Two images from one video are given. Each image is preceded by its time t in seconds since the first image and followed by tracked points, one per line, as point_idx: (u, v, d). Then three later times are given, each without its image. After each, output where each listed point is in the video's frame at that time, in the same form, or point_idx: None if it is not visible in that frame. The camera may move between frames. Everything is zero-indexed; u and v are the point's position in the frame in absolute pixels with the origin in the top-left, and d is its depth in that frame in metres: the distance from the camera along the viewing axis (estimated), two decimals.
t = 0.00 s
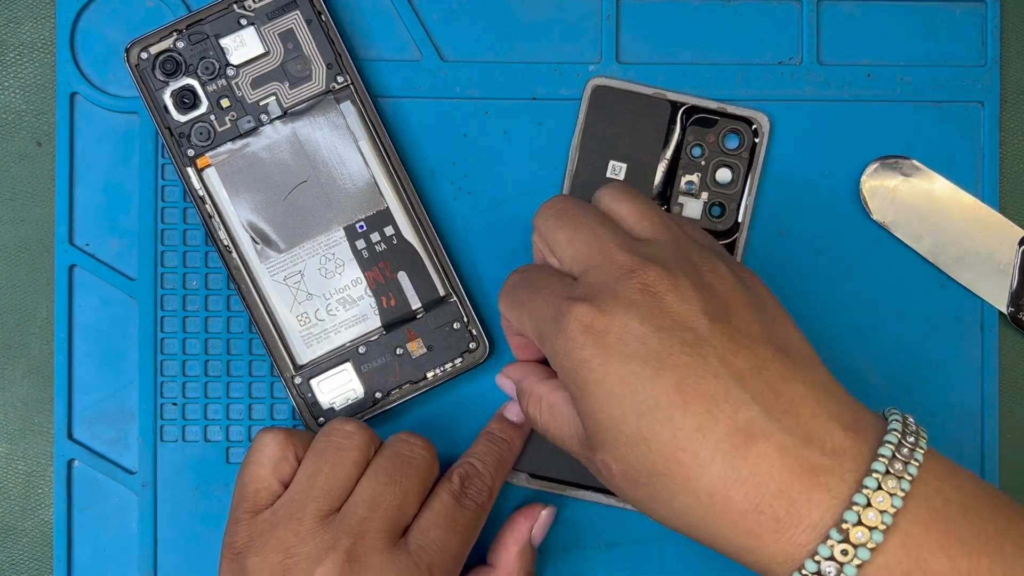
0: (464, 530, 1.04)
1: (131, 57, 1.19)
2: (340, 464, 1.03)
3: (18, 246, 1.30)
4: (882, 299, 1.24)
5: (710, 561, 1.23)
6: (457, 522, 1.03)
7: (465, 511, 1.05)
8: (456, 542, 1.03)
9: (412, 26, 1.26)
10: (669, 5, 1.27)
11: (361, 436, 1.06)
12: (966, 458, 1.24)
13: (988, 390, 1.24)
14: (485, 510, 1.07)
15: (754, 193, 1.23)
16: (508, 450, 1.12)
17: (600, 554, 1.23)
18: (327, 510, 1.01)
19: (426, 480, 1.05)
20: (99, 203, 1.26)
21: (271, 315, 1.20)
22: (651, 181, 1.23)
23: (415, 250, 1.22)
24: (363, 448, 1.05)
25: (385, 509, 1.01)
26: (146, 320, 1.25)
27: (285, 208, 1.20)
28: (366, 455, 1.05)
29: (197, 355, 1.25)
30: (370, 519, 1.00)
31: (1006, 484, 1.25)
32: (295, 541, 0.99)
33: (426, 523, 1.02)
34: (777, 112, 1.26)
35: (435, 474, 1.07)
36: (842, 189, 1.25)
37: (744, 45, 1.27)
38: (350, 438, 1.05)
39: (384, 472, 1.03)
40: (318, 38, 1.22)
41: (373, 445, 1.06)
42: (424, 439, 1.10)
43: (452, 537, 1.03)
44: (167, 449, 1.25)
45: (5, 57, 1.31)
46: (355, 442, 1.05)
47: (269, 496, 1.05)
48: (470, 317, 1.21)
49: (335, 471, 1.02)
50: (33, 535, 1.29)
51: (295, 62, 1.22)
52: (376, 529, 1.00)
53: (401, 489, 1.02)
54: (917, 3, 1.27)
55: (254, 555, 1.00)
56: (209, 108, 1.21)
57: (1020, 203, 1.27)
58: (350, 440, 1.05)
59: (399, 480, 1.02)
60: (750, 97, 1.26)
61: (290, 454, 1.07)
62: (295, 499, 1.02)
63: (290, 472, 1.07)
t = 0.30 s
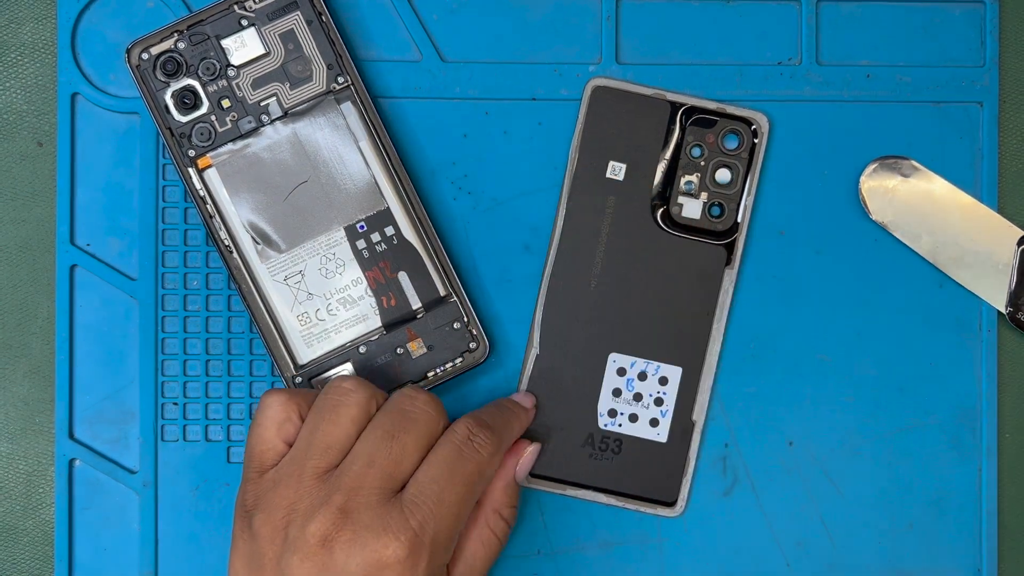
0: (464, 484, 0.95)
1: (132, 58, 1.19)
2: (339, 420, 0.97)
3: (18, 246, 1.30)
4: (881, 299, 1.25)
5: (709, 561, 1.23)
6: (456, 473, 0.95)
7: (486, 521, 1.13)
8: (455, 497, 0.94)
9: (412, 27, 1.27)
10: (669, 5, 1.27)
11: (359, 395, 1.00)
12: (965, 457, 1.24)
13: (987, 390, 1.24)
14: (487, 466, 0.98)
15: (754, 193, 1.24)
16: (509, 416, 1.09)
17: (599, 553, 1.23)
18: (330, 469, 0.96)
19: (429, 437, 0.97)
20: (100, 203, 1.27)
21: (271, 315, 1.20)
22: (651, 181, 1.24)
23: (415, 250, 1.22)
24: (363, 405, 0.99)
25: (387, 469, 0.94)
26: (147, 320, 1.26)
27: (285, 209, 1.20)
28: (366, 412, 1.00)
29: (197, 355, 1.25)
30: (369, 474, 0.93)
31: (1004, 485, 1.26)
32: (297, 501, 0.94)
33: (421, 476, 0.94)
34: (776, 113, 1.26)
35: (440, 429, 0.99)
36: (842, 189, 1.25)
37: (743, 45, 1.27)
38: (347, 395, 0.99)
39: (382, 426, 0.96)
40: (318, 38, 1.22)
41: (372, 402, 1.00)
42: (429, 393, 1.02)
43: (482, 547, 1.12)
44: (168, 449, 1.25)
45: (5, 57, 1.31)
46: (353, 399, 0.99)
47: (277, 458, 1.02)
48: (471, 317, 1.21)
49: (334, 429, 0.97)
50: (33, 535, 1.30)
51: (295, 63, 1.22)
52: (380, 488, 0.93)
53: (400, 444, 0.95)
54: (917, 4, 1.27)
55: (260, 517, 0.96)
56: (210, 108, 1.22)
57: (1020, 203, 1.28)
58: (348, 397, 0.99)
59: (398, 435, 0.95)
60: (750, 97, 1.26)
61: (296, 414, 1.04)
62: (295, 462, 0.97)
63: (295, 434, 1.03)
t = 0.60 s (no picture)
0: (438, 399, 0.96)
1: (132, 58, 1.19)
2: (270, 359, 0.95)
3: (19, 246, 1.31)
4: (881, 300, 1.25)
5: (710, 561, 1.23)
6: (426, 393, 0.95)
7: (468, 502, 1.08)
8: (430, 412, 0.95)
9: (412, 27, 1.27)
10: (669, 5, 1.27)
11: (276, 324, 0.96)
12: (965, 457, 1.24)
13: (987, 390, 1.24)
14: (462, 380, 0.99)
15: (753, 194, 1.24)
16: (489, 338, 1.07)
17: (599, 553, 1.23)
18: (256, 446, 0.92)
19: (367, 344, 0.96)
20: (100, 203, 1.27)
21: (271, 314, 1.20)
22: (651, 182, 1.24)
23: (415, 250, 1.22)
24: (285, 332, 0.96)
25: (345, 403, 0.92)
26: (147, 320, 1.26)
27: (285, 208, 1.21)
28: (291, 339, 0.97)
29: (198, 355, 1.26)
30: (326, 397, 0.92)
31: (1004, 485, 1.26)
32: (234, 504, 0.90)
33: (390, 398, 0.94)
34: (776, 113, 1.26)
35: (376, 337, 0.98)
36: (842, 189, 1.25)
37: (743, 45, 1.27)
38: (263, 331, 0.96)
39: (319, 349, 0.93)
40: (318, 38, 1.22)
41: (296, 328, 0.97)
42: (367, 304, 1.01)
43: (465, 527, 1.07)
44: (168, 449, 1.25)
45: (6, 57, 1.32)
46: (273, 333, 0.95)
47: (230, 408, 1.00)
48: (471, 317, 1.21)
49: (269, 366, 0.94)
50: (33, 535, 1.30)
51: (295, 63, 1.22)
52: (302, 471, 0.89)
53: (343, 361, 0.93)
54: (917, 4, 1.27)
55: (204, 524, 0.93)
56: (210, 108, 1.22)
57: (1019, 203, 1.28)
58: (266, 332, 0.95)
59: (334, 356, 0.93)
60: (750, 97, 1.26)
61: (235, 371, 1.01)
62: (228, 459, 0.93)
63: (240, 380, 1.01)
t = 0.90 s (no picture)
0: (472, 351, 0.94)
1: (132, 58, 1.19)
2: (304, 302, 0.95)
3: (18, 246, 1.31)
4: (881, 299, 1.25)
5: (709, 561, 1.23)
6: (464, 344, 0.94)
7: (480, 446, 1.07)
8: (463, 361, 0.93)
9: (413, 27, 1.27)
10: (669, 5, 1.27)
11: (311, 268, 0.96)
12: (964, 457, 1.24)
13: (987, 390, 1.24)
14: (498, 341, 0.98)
15: (753, 193, 1.24)
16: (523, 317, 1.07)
17: (599, 552, 1.23)
18: (279, 400, 0.92)
19: (402, 291, 0.95)
20: (100, 203, 1.27)
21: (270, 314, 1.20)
22: (650, 181, 1.24)
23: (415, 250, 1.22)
24: (319, 278, 0.96)
25: (375, 344, 0.91)
26: (147, 320, 1.26)
27: (285, 208, 1.21)
28: (326, 284, 0.96)
29: (198, 355, 1.26)
30: (356, 338, 0.91)
31: (1003, 485, 1.26)
32: (238, 501, 0.90)
33: (424, 345, 0.93)
34: (776, 113, 1.26)
35: (413, 287, 0.97)
36: (842, 188, 1.25)
37: (743, 45, 1.27)
38: (300, 274, 0.95)
39: (353, 291, 0.93)
40: (318, 38, 1.22)
41: (330, 274, 0.97)
42: (405, 254, 1.00)
43: (478, 467, 1.05)
44: (168, 448, 1.25)
45: (6, 57, 1.32)
46: (308, 275, 0.95)
47: (265, 353, 1.00)
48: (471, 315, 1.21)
49: (303, 309, 0.95)
50: (33, 535, 1.30)
51: (295, 63, 1.22)
52: (304, 442, 0.88)
53: (377, 305, 0.93)
54: (917, 4, 1.27)
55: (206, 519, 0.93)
56: (210, 108, 1.22)
57: (1019, 203, 1.28)
58: (302, 275, 0.95)
59: (370, 297, 0.93)
60: (750, 97, 1.26)
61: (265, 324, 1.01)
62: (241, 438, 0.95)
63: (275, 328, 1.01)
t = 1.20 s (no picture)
0: (461, 352, 0.94)
1: (132, 58, 1.19)
2: (305, 310, 0.95)
3: (19, 246, 1.31)
4: (880, 299, 1.25)
5: (709, 561, 1.23)
6: (454, 344, 0.94)
7: (479, 450, 1.08)
8: (452, 364, 0.93)
9: (412, 27, 1.27)
10: (669, 5, 1.27)
11: (313, 277, 0.96)
12: (964, 458, 1.24)
13: (987, 391, 1.24)
14: (486, 341, 0.98)
15: (753, 193, 1.24)
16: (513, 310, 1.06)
17: (599, 553, 1.23)
18: (278, 407, 0.92)
19: (401, 299, 0.95)
20: (101, 204, 1.27)
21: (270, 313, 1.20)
22: (651, 181, 1.24)
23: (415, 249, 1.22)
24: (322, 286, 0.96)
25: (370, 353, 0.91)
26: (147, 320, 1.26)
27: (285, 209, 1.21)
28: (327, 292, 0.96)
29: (198, 355, 1.26)
30: (353, 346, 0.92)
31: (1004, 485, 1.26)
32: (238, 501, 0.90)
33: (414, 349, 0.93)
34: (776, 113, 1.26)
35: (412, 293, 0.97)
36: (841, 188, 1.25)
37: (743, 45, 1.27)
38: (302, 282, 0.96)
39: (353, 299, 0.93)
40: (318, 38, 1.22)
41: (332, 282, 0.97)
42: (398, 260, 0.99)
43: (475, 472, 1.06)
44: (168, 448, 1.25)
45: (6, 57, 1.32)
46: (309, 283, 0.96)
47: (266, 360, 1.01)
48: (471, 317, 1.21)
49: (304, 316, 0.95)
50: (33, 535, 1.30)
51: (295, 63, 1.22)
52: (299, 450, 0.88)
53: (375, 313, 0.93)
54: (917, 4, 1.27)
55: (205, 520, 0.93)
56: (210, 108, 1.22)
57: (1019, 203, 1.28)
58: (302, 282, 0.96)
59: (371, 306, 0.93)
60: (750, 97, 1.26)
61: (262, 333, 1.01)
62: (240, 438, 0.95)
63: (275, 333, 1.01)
